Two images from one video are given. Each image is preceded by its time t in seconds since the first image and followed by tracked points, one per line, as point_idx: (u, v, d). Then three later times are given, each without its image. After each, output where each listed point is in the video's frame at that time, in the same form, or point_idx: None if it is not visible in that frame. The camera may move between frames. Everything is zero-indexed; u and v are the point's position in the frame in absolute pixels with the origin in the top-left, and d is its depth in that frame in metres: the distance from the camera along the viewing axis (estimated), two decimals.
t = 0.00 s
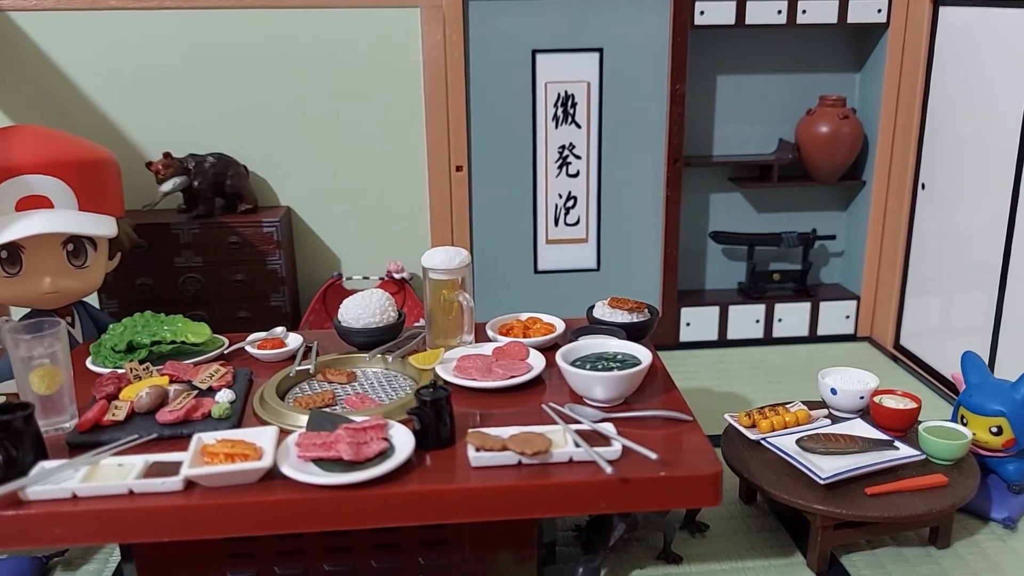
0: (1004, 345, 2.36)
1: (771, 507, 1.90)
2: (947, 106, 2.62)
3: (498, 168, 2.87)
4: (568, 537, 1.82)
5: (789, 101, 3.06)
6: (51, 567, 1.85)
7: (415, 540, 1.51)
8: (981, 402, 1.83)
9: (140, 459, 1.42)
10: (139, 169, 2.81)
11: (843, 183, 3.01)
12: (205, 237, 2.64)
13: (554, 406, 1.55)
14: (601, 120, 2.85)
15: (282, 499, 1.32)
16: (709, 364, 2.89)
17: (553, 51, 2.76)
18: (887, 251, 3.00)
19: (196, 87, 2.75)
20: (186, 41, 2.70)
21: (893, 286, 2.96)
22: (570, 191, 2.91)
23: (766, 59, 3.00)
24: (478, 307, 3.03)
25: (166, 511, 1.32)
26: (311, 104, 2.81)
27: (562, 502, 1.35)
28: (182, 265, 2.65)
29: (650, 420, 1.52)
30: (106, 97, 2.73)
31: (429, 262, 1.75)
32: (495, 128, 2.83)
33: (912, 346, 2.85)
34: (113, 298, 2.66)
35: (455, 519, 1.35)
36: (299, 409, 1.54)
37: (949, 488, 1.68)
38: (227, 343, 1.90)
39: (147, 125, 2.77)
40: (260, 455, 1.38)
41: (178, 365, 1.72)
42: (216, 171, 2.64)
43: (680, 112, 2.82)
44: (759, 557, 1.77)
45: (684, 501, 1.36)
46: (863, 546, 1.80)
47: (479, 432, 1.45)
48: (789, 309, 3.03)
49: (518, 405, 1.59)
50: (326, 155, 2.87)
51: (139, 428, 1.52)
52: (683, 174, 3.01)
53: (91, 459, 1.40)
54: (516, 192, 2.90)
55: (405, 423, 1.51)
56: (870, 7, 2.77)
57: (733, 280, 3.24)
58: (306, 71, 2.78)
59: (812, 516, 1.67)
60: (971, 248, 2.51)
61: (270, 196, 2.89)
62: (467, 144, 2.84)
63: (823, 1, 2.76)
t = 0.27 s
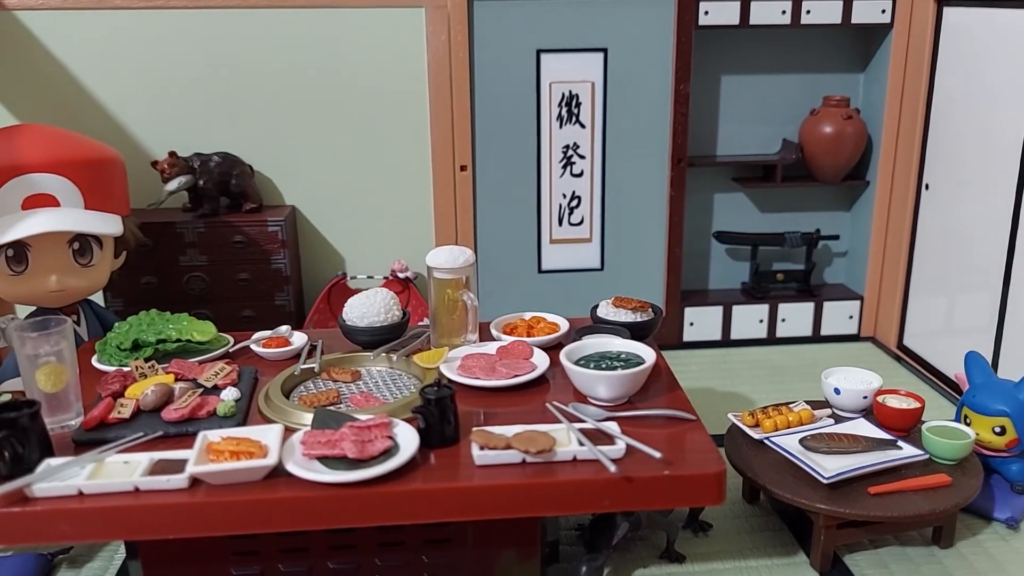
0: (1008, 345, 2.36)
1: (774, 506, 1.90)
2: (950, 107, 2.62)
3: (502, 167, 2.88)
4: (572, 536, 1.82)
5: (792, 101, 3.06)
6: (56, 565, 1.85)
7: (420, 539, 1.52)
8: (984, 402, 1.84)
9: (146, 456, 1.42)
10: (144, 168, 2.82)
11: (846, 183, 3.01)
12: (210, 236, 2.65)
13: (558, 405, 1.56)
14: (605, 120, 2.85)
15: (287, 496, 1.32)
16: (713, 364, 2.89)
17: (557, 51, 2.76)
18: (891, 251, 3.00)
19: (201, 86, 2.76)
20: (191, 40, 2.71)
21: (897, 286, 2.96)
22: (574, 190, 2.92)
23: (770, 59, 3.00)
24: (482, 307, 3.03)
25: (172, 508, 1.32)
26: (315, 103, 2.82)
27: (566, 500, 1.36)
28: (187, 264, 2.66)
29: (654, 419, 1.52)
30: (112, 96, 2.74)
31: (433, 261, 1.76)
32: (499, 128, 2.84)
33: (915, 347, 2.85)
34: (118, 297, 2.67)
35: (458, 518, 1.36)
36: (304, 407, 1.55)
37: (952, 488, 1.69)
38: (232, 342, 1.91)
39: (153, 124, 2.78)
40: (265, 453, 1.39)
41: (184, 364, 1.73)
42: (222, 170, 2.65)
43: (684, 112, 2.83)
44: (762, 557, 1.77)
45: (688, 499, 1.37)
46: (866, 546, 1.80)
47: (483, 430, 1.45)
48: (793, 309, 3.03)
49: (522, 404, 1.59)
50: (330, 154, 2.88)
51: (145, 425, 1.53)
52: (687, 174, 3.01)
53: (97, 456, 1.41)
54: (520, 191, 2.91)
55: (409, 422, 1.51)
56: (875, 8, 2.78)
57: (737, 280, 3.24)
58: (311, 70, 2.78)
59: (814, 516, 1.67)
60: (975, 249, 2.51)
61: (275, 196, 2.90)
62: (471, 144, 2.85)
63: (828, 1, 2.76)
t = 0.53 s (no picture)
0: (1011, 346, 2.36)
1: (776, 506, 1.90)
2: (953, 107, 2.62)
3: (504, 167, 2.88)
4: (574, 536, 1.82)
5: (795, 101, 3.06)
6: (60, 564, 1.86)
7: (422, 538, 1.52)
8: (987, 402, 1.83)
9: (149, 455, 1.42)
10: (147, 167, 2.82)
11: (849, 183, 3.01)
12: (213, 236, 2.65)
13: (560, 405, 1.56)
14: (608, 120, 2.85)
15: (289, 496, 1.33)
16: (715, 364, 2.89)
17: (560, 51, 2.76)
18: (893, 251, 2.99)
19: (204, 86, 2.76)
20: (194, 40, 2.71)
21: (899, 287, 2.95)
22: (576, 190, 2.92)
23: (773, 58, 3.00)
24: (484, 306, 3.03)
25: (174, 507, 1.33)
26: (318, 103, 2.82)
27: (567, 500, 1.36)
28: (190, 264, 2.67)
29: (656, 419, 1.52)
30: (115, 96, 2.74)
31: (436, 261, 1.76)
32: (502, 128, 2.84)
33: (918, 347, 2.85)
34: (121, 296, 2.67)
35: (460, 517, 1.36)
36: (306, 407, 1.55)
37: (954, 488, 1.69)
38: (235, 341, 1.91)
39: (156, 124, 2.79)
40: (267, 452, 1.39)
41: (186, 363, 1.73)
42: (225, 170, 2.65)
43: (687, 112, 2.82)
44: (763, 557, 1.77)
45: (690, 500, 1.37)
46: (868, 546, 1.80)
47: (486, 430, 1.45)
48: (795, 309, 3.03)
49: (524, 403, 1.59)
50: (333, 154, 2.88)
51: (148, 424, 1.53)
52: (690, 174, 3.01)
53: (100, 455, 1.41)
54: (523, 191, 2.91)
55: (412, 421, 1.52)
56: (878, 8, 2.77)
57: (739, 280, 3.24)
58: (314, 70, 2.78)
59: (816, 516, 1.67)
60: (978, 249, 2.51)
61: (278, 195, 2.90)
62: (473, 143, 2.85)
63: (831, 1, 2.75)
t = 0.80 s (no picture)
0: (1012, 346, 2.35)
1: (777, 506, 1.90)
2: (955, 106, 2.61)
3: (505, 167, 2.88)
4: (574, 536, 1.82)
5: (797, 101, 3.05)
6: (60, 563, 1.86)
7: (422, 538, 1.52)
8: (989, 403, 1.83)
9: (150, 455, 1.43)
10: (149, 167, 2.83)
11: (851, 183, 3.01)
12: (215, 235, 2.65)
13: (561, 405, 1.56)
14: (609, 120, 2.85)
15: (290, 495, 1.33)
16: (716, 364, 2.89)
17: (561, 50, 2.76)
18: (895, 251, 2.99)
19: (206, 86, 2.76)
20: (196, 40, 2.71)
21: (901, 287, 2.95)
22: (578, 190, 2.92)
23: (774, 58, 3.00)
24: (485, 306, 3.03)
25: (175, 507, 1.33)
26: (320, 102, 2.82)
27: (568, 500, 1.36)
28: (192, 263, 2.67)
29: (656, 419, 1.52)
30: (117, 96, 2.75)
31: (437, 261, 1.76)
32: (503, 127, 2.84)
33: (919, 347, 2.84)
34: (123, 296, 2.67)
35: (461, 517, 1.36)
36: (307, 407, 1.55)
37: (955, 489, 1.68)
38: (236, 341, 1.91)
39: (158, 124, 2.79)
40: (268, 452, 1.39)
41: (187, 363, 1.73)
42: (226, 169, 2.65)
43: (688, 112, 2.82)
44: (764, 557, 1.77)
45: (691, 500, 1.37)
46: (868, 546, 1.80)
47: (486, 430, 1.45)
48: (797, 309, 3.03)
49: (524, 403, 1.59)
50: (334, 154, 2.88)
51: (149, 424, 1.53)
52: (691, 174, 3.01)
53: (101, 454, 1.41)
54: (524, 191, 2.91)
55: (412, 421, 1.52)
56: (879, 7, 2.77)
57: (741, 280, 3.24)
58: (315, 70, 2.79)
59: (817, 516, 1.67)
60: (979, 249, 2.50)
61: (279, 195, 2.90)
62: (474, 143, 2.85)
63: (832, 1, 2.75)
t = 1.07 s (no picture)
0: (1015, 346, 2.36)
1: (781, 505, 1.91)
2: (958, 107, 2.62)
3: (510, 167, 2.89)
4: (579, 533, 1.83)
5: (801, 102, 3.06)
6: (69, 560, 1.87)
7: (429, 534, 1.54)
8: (991, 402, 1.84)
9: (159, 451, 1.44)
10: (156, 168, 2.84)
11: (854, 184, 3.02)
12: (222, 235, 2.67)
13: (565, 403, 1.57)
14: (614, 120, 2.87)
15: (297, 492, 1.34)
16: (720, 364, 2.90)
17: (566, 51, 2.78)
18: (899, 251, 3.00)
19: (213, 87, 2.78)
20: (203, 41, 2.73)
21: (904, 287, 2.96)
22: (582, 191, 2.93)
23: (778, 59, 3.01)
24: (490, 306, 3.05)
25: (184, 503, 1.34)
26: (326, 103, 2.84)
27: (573, 497, 1.37)
28: (199, 263, 2.69)
29: (660, 418, 1.53)
30: (124, 97, 2.77)
31: (442, 260, 1.78)
32: (508, 128, 2.85)
33: (923, 347, 2.85)
34: (130, 295, 2.69)
35: (467, 513, 1.37)
36: (314, 404, 1.57)
37: (958, 487, 1.69)
38: (243, 339, 1.93)
39: (165, 124, 2.81)
40: (276, 448, 1.41)
41: (196, 361, 1.75)
42: (232, 170, 2.67)
43: (692, 112, 2.83)
44: (768, 555, 1.78)
45: (694, 498, 1.38)
46: (871, 544, 1.81)
47: (492, 427, 1.47)
48: (801, 309, 3.03)
49: (529, 402, 1.60)
50: (340, 154, 2.90)
51: (158, 421, 1.55)
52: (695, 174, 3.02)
53: (111, 451, 1.43)
54: (528, 191, 2.92)
55: (418, 419, 1.53)
56: (883, 9, 2.78)
57: (745, 280, 3.25)
58: (321, 70, 2.80)
59: (820, 514, 1.68)
60: (982, 249, 2.51)
61: (285, 195, 2.92)
62: (480, 144, 2.87)
63: (836, 2, 2.76)
